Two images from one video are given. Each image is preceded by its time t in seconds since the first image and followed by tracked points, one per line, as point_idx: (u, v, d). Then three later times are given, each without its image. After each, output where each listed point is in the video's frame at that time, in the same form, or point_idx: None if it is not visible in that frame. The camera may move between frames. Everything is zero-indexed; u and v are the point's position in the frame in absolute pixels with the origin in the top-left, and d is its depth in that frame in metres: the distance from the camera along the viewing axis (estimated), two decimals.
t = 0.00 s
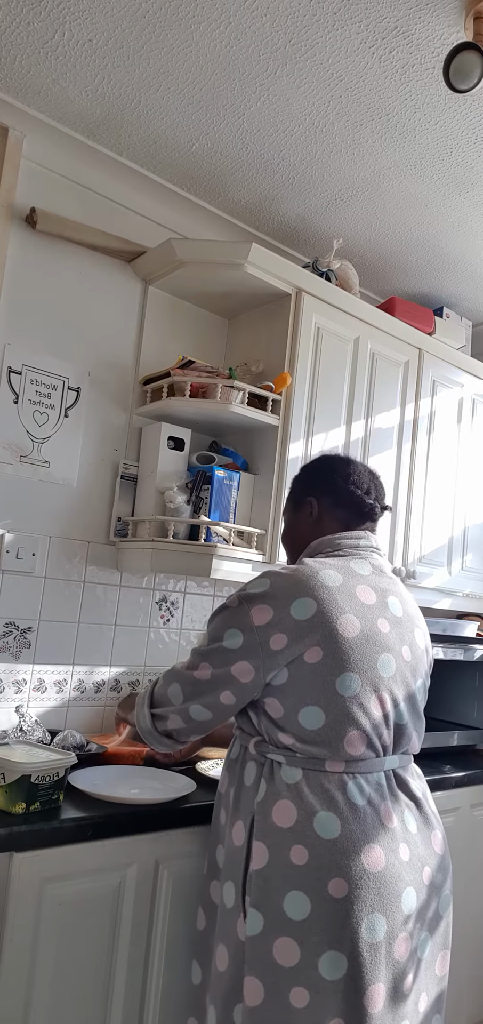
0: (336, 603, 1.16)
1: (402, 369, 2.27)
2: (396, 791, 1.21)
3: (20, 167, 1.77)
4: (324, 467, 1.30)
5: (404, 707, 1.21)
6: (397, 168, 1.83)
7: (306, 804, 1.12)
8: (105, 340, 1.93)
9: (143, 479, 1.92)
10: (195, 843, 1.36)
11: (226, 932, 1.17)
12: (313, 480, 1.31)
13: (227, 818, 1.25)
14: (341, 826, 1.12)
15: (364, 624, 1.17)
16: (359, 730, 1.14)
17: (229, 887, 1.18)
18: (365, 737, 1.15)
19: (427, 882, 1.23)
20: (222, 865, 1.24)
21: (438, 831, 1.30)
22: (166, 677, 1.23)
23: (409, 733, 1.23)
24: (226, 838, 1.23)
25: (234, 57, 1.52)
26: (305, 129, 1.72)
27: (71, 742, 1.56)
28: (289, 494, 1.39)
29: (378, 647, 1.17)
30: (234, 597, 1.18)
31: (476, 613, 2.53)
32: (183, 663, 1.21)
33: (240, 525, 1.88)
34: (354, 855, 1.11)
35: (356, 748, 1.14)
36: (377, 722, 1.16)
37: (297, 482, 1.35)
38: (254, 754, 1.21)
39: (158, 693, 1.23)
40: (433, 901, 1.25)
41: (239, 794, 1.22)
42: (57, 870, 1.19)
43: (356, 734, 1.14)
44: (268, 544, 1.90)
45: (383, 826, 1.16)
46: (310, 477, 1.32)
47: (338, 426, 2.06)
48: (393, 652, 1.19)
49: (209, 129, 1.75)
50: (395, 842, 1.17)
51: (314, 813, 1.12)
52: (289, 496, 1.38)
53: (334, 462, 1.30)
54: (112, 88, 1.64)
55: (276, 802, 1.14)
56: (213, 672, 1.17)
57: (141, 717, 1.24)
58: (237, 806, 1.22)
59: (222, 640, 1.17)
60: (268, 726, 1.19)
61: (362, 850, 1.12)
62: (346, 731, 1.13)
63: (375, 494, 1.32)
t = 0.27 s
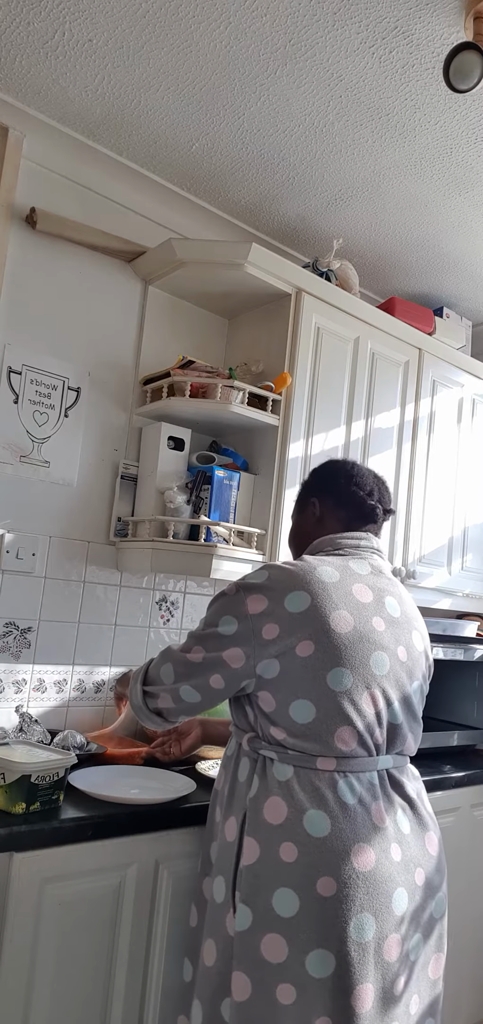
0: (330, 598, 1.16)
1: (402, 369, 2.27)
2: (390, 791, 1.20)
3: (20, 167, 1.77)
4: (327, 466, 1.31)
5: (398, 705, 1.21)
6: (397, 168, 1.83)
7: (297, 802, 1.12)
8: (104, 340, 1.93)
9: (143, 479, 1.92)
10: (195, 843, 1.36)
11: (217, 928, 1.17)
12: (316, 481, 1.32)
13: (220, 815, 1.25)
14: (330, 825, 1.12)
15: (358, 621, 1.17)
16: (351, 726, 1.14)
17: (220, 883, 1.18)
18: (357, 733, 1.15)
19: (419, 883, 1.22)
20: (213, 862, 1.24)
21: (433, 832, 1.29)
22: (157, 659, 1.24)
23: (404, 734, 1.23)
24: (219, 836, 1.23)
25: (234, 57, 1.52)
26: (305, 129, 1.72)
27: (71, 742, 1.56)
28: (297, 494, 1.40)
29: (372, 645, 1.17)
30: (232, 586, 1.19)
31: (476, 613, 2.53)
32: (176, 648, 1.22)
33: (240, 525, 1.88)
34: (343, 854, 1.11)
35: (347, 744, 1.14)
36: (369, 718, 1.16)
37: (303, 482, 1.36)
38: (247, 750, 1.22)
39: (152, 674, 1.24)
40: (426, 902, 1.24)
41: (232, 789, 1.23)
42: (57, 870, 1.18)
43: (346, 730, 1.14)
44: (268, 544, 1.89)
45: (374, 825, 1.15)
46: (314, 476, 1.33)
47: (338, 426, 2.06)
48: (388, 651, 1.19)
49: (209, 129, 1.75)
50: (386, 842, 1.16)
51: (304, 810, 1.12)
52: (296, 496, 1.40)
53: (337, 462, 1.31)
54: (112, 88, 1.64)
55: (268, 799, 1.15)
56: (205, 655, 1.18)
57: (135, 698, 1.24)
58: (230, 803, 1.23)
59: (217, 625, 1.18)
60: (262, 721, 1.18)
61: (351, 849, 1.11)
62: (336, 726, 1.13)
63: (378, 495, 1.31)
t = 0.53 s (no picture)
0: (330, 596, 1.16)
1: (401, 369, 2.27)
2: (385, 792, 1.20)
3: (20, 167, 1.77)
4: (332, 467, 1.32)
5: (396, 705, 1.21)
6: (397, 168, 1.83)
7: (290, 799, 1.13)
8: (104, 340, 1.93)
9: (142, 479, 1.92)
10: (194, 843, 1.36)
11: (210, 925, 1.17)
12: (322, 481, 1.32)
13: (216, 812, 1.25)
14: (322, 823, 1.12)
15: (357, 619, 1.17)
16: (346, 724, 1.14)
17: (213, 878, 1.19)
18: (353, 731, 1.14)
19: (412, 884, 1.22)
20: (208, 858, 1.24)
21: (429, 834, 1.28)
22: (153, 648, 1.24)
23: (401, 735, 1.22)
24: (214, 832, 1.24)
25: (235, 57, 1.52)
26: (305, 129, 1.72)
27: (71, 742, 1.56)
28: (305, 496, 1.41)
29: (370, 644, 1.17)
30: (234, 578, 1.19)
31: (475, 613, 2.53)
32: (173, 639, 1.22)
33: (240, 525, 1.88)
34: (334, 853, 1.11)
35: (343, 741, 1.14)
36: (365, 716, 1.16)
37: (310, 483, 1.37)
38: (244, 746, 1.22)
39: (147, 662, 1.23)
40: (420, 903, 1.24)
41: (229, 784, 1.23)
42: (57, 870, 1.18)
43: (341, 726, 1.14)
44: (268, 544, 1.89)
45: (367, 825, 1.15)
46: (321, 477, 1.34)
47: (338, 426, 2.06)
48: (386, 650, 1.19)
49: (209, 129, 1.75)
50: (379, 842, 1.16)
51: (296, 807, 1.12)
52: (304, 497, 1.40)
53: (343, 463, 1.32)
54: (112, 88, 1.64)
55: (261, 795, 1.15)
56: (204, 647, 1.18)
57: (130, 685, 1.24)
58: (226, 799, 1.23)
59: (217, 618, 1.18)
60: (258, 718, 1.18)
61: (342, 847, 1.11)
62: (331, 722, 1.13)
63: (383, 500, 1.31)
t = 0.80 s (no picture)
0: (324, 595, 1.17)
1: (402, 369, 2.27)
2: (385, 790, 1.19)
3: (20, 167, 1.77)
4: (331, 468, 1.31)
5: (393, 704, 1.20)
6: (397, 168, 1.83)
7: (287, 797, 1.13)
8: (104, 340, 1.93)
9: (142, 479, 1.92)
10: (194, 843, 1.36)
11: (209, 922, 1.17)
12: (321, 481, 1.32)
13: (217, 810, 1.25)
14: (320, 820, 1.12)
15: (351, 617, 1.17)
16: (341, 722, 1.14)
17: (213, 875, 1.19)
18: (347, 729, 1.14)
19: (412, 884, 1.21)
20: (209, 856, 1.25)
21: (429, 833, 1.28)
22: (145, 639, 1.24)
23: (399, 734, 1.22)
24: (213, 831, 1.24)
25: (235, 57, 1.52)
26: (305, 129, 1.72)
27: (72, 742, 1.55)
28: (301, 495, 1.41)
29: (365, 642, 1.17)
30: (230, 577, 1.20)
31: (475, 613, 2.53)
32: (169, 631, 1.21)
33: (240, 525, 1.88)
34: (332, 850, 1.10)
35: (338, 739, 1.14)
36: (360, 714, 1.16)
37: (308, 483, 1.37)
38: (242, 745, 1.22)
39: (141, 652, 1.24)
40: (419, 902, 1.23)
41: (229, 782, 1.24)
42: (57, 870, 1.19)
43: (336, 724, 1.14)
44: (268, 543, 1.90)
45: (366, 823, 1.15)
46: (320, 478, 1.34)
47: (338, 426, 2.06)
48: (382, 649, 1.19)
49: (209, 129, 1.75)
50: (378, 841, 1.15)
51: (294, 805, 1.12)
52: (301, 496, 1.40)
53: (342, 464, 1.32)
54: (112, 88, 1.64)
55: (260, 793, 1.15)
56: (201, 640, 1.18)
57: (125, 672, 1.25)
58: (226, 797, 1.24)
59: (213, 613, 1.18)
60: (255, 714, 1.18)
61: (341, 845, 1.11)
62: (326, 720, 1.13)
63: (383, 501, 1.32)
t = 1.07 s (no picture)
0: (331, 596, 1.16)
1: (402, 369, 2.27)
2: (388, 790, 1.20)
3: (20, 168, 1.77)
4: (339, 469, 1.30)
5: (397, 705, 1.21)
6: (397, 168, 1.83)
7: (293, 798, 1.13)
8: (104, 340, 1.93)
9: (142, 479, 1.92)
10: (195, 843, 1.36)
11: (216, 922, 1.17)
12: (329, 480, 1.30)
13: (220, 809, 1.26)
14: (325, 820, 1.11)
15: (358, 619, 1.17)
16: (347, 723, 1.14)
17: (219, 875, 1.19)
18: (353, 730, 1.14)
19: (415, 882, 1.22)
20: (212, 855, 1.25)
21: (431, 831, 1.28)
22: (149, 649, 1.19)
23: (403, 733, 1.22)
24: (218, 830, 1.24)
25: (235, 57, 1.52)
26: (305, 129, 1.72)
27: (72, 742, 1.55)
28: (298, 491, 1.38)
29: (371, 644, 1.17)
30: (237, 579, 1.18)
31: (475, 614, 2.53)
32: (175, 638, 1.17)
33: (240, 525, 1.88)
34: (337, 848, 1.10)
35: (344, 740, 1.14)
36: (365, 716, 1.16)
37: (309, 480, 1.34)
38: (247, 746, 1.22)
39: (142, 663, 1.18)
40: (422, 899, 1.23)
41: (234, 782, 1.23)
42: (57, 870, 1.18)
43: (342, 726, 1.14)
44: (268, 543, 1.89)
45: (370, 821, 1.15)
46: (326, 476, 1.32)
47: (338, 426, 2.06)
48: (386, 650, 1.19)
49: (209, 129, 1.75)
50: (381, 839, 1.16)
51: (299, 805, 1.12)
52: (298, 493, 1.37)
53: (349, 463, 1.31)
54: (112, 88, 1.64)
55: (265, 794, 1.15)
56: (210, 648, 1.14)
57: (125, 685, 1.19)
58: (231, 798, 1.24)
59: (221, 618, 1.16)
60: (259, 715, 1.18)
61: (345, 845, 1.11)
62: (333, 722, 1.13)
63: (387, 503, 1.33)
